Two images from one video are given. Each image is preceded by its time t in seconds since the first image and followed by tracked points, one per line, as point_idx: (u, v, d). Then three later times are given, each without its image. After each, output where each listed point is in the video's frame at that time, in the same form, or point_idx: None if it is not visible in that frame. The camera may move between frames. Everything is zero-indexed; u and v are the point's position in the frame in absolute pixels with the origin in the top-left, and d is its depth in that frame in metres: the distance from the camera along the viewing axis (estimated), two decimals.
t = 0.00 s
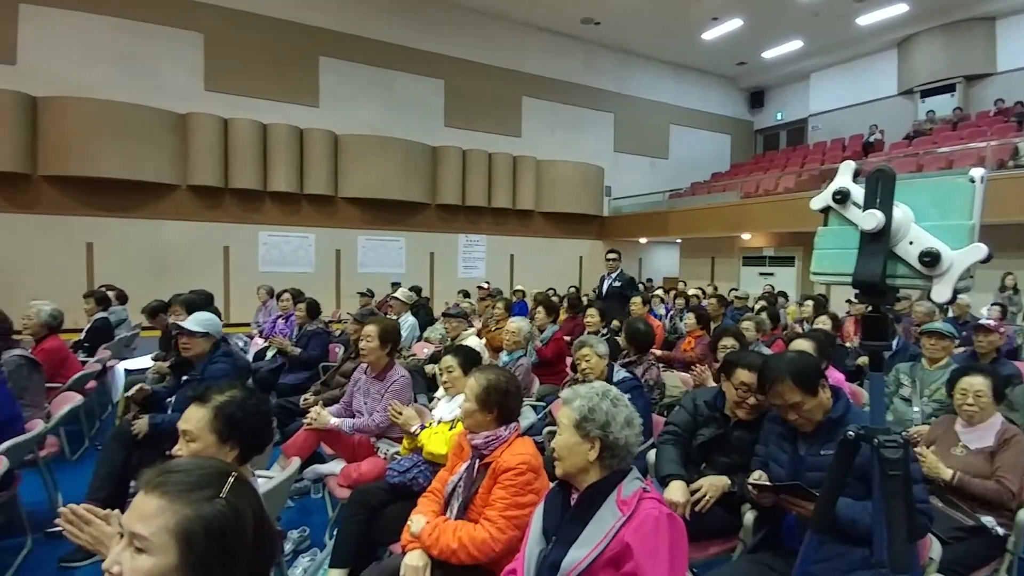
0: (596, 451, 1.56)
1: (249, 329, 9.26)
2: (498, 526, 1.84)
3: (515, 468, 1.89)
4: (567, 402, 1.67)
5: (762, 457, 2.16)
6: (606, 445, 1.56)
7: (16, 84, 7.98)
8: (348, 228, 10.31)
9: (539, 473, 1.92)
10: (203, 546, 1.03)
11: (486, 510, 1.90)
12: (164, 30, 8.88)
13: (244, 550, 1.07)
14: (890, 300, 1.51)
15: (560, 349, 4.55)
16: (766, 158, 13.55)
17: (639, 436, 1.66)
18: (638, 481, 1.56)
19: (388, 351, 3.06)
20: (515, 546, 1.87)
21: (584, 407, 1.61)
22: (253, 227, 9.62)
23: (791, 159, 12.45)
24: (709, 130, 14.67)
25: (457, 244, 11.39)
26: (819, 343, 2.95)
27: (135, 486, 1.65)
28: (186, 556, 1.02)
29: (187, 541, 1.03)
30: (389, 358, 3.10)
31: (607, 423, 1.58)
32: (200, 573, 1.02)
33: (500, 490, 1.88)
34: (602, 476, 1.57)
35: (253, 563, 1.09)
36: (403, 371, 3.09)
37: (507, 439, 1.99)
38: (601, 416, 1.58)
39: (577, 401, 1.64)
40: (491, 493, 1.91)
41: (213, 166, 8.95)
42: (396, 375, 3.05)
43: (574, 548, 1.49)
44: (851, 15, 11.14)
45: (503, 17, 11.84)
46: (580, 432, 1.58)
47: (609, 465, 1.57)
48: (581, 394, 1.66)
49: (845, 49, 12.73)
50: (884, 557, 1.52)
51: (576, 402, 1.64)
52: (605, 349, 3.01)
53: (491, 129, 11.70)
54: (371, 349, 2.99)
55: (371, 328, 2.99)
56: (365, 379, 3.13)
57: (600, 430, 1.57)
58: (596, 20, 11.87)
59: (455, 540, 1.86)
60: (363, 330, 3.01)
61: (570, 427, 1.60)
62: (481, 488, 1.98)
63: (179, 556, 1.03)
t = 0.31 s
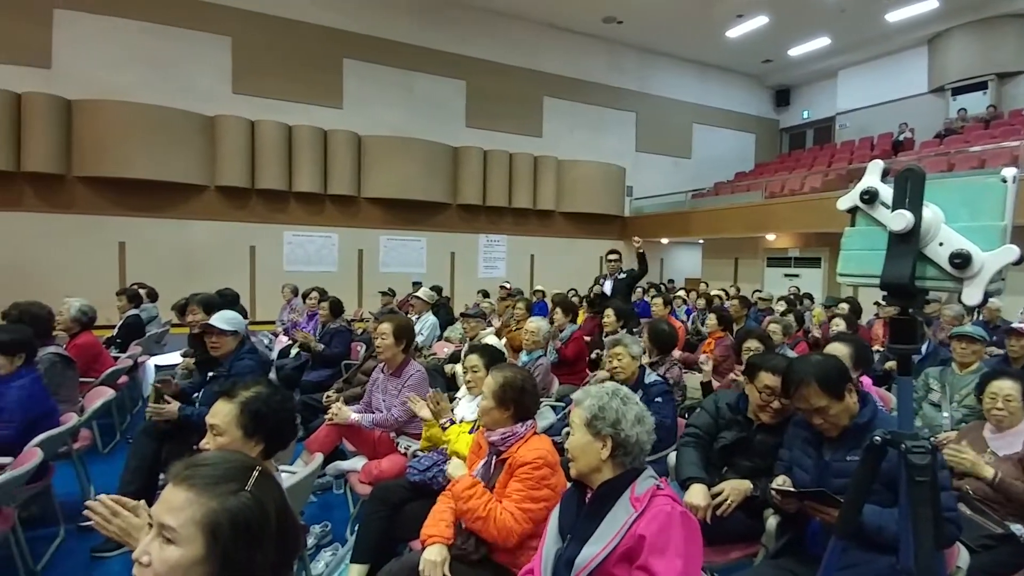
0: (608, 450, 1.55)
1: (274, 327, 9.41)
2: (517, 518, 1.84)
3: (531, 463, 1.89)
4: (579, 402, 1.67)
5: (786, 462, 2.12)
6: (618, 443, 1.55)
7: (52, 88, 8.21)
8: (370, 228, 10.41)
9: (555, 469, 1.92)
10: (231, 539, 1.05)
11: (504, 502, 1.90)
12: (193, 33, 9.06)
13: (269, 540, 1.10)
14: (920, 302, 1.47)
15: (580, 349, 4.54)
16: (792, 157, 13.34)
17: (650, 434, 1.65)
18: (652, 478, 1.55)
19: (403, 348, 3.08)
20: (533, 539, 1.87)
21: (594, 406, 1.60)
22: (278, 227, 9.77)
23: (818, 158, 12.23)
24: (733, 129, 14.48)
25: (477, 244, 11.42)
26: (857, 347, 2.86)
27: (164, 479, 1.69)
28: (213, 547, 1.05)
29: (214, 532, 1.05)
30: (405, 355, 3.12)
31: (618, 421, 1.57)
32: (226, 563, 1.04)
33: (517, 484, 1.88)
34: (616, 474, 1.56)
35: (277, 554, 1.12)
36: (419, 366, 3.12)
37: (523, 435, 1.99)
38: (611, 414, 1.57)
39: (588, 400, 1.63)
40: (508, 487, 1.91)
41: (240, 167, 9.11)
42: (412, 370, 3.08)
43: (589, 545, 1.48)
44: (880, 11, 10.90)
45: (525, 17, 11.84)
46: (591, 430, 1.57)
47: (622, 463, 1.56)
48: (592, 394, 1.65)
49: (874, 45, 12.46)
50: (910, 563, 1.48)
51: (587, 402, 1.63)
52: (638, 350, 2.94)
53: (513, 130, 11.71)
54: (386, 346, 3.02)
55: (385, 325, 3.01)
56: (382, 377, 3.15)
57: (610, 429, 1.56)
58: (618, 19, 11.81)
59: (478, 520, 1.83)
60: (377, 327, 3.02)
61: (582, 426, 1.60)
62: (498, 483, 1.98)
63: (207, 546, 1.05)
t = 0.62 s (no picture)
0: (614, 448, 1.53)
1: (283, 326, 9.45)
2: (522, 522, 1.82)
3: (539, 465, 1.86)
4: (585, 401, 1.64)
5: (796, 465, 2.08)
6: (623, 441, 1.53)
7: (68, 89, 8.29)
8: (379, 228, 10.43)
9: (563, 471, 1.89)
10: (241, 536, 1.04)
11: (511, 506, 1.88)
12: (204, 33, 9.10)
13: (278, 537, 1.08)
14: (936, 303, 1.44)
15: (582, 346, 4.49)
16: (803, 156, 13.22)
17: (657, 433, 1.62)
18: (659, 478, 1.52)
19: (412, 346, 3.06)
20: (541, 542, 1.85)
21: (599, 405, 1.57)
22: (288, 227, 9.80)
23: (830, 156, 12.12)
24: (743, 128, 14.39)
25: (485, 244, 11.41)
26: (881, 354, 2.77)
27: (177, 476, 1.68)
28: (223, 545, 1.04)
29: (225, 527, 1.04)
30: (413, 354, 3.10)
31: (623, 420, 1.54)
32: (236, 559, 1.03)
33: (525, 487, 1.86)
34: (621, 473, 1.54)
35: (288, 551, 1.11)
36: (427, 365, 3.10)
37: (532, 436, 1.97)
38: (616, 413, 1.55)
39: (594, 399, 1.61)
40: (516, 490, 1.89)
41: (250, 166, 9.15)
42: (420, 368, 3.06)
43: (594, 544, 1.46)
44: (894, 8, 10.76)
45: (535, 16, 11.81)
46: (596, 429, 1.55)
47: (628, 463, 1.54)
48: (597, 394, 1.62)
49: (888, 43, 12.32)
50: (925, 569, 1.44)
51: (592, 400, 1.60)
52: (663, 349, 2.91)
53: (521, 129, 11.69)
54: (394, 345, 3.01)
55: (394, 325, 3.01)
56: (391, 376, 3.14)
57: (616, 427, 1.53)
58: (628, 18, 11.75)
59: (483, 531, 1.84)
60: (386, 325, 3.03)
61: (588, 425, 1.57)
62: (506, 485, 1.96)
63: (217, 541, 1.04)
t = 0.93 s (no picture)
0: (619, 449, 1.53)
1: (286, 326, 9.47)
2: (528, 526, 1.82)
3: (544, 468, 1.86)
4: (590, 401, 1.64)
5: (799, 465, 2.08)
6: (629, 442, 1.53)
7: (72, 90, 8.32)
8: (381, 227, 10.43)
9: (568, 474, 1.89)
10: (244, 535, 1.04)
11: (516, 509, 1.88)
12: (208, 34, 9.12)
13: (282, 534, 1.08)
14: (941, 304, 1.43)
15: (586, 345, 4.54)
16: (806, 155, 13.19)
17: (663, 435, 1.62)
18: (664, 480, 1.52)
19: (419, 348, 3.06)
20: (545, 546, 1.85)
21: (606, 406, 1.57)
22: (291, 227, 9.82)
23: (834, 156, 12.09)
24: (746, 128, 14.36)
25: (488, 244, 11.41)
26: (880, 354, 2.76)
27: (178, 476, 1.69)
28: (227, 544, 1.04)
29: (229, 526, 1.04)
30: (420, 355, 3.10)
31: (629, 421, 1.54)
32: (239, 556, 1.03)
33: (530, 490, 1.86)
34: (626, 474, 1.53)
35: (291, 551, 1.11)
36: (433, 367, 3.10)
37: (536, 439, 1.97)
38: (623, 414, 1.55)
39: (599, 400, 1.60)
40: (521, 493, 1.89)
41: (253, 166, 9.16)
42: (426, 371, 3.06)
43: (598, 545, 1.46)
44: (898, 7, 10.71)
45: (538, 16, 11.80)
46: (602, 430, 1.55)
47: (633, 464, 1.54)
48: (603, 394, 1.62)
49: (892, 42, 12.27)
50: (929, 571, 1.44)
51: (598, 401, 1.60)
52: (673, 350, 2.91)
53: (524, 129, 11.69)
54: (402, 346, 3.00)
55: (403, 325, 3.00)
56: (396, 376, 3.15)
57: (622, 428, 1.53)
58: (631, 18, 11.74)
59: (487, 537, 1.84)
60: (395, 327, 3.03)
61: (593, 425, 1.57)
62: (511, 487, 1.96)
63: (221, 541, 1.04)
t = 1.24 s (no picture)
0: (629, 454, 1.53)
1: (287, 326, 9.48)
2: (527, 524, 1.82)
3: (545, 467, 1.87)
4: (600, 402, 1.64)
5: (799, 465, 2.07)
6: (640, 447, 1.53)
7: (73, 90, 8.33)
8: (382, 227, 10.44)
9: (569, 473, 1.90)
10: (245, 535, 1.04)
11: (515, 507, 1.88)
12: (209, 34, 9.13)
13: (284, 533, 1.09)
14: (940, 303, 1.43)
15: (589, 346, 4.53)
16: (808, 155, 13.17)
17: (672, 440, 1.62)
18: (671, 484, 1.52)
19: (423, 350, 3.07)
20: (545, 543, 1.85)
21: (617, 409, 1.57)
22: (292, 227, 9.83)
23: (834, 156, 12.08)
24: (747, 128, 14.36)
25: (488, 244, 11.41)
26: (871, 348, 2.79)
27: (179, 476, 1.70)
28: (228, 544, 1.04)
29: (229, 527, 1.04)
30: (424, 356, 3.11)
31: (641, 426, 1.54)
32: (240, 556, 1.03)
33: (530, 488, 1.86)
34: (634, 478, 1.53)
35: (291, 550, 1.11)
36: (437, 369, 3.10)
37: (537, 438, 1.98)
38: (634, 418, 1.54)
39: (610, 402, 1.60)
40: (521, 491, 1.90)
41: (254, 166, 9.17)
42: (430, 373, 3.06)
43: (604, 550, 1.46)
44: (898, 7, 10.70)
45: (539, 16, 11.80)
46: (613, 433, 1.54)
47: (641, 469, 1.54)
48: (614, 395, 1.62)
49: (893, 41, 12.25)
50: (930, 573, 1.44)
51: (609, 403, 1.60)
52: (675, 352, 2.90)
53: (525, 129, 11.69)
54: (407, 348, 3.00)
55: (408, 327, 3.01)
56: (399, 376, 3.15)
57: (633, 433, 1.53)
58: (631, 17, 11.73)
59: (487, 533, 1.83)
60: (400, 328, 3.02)
61: (603, 427, 1.57)
62: (511, 486, 1.96)
63: (222, 542, 1.04)
